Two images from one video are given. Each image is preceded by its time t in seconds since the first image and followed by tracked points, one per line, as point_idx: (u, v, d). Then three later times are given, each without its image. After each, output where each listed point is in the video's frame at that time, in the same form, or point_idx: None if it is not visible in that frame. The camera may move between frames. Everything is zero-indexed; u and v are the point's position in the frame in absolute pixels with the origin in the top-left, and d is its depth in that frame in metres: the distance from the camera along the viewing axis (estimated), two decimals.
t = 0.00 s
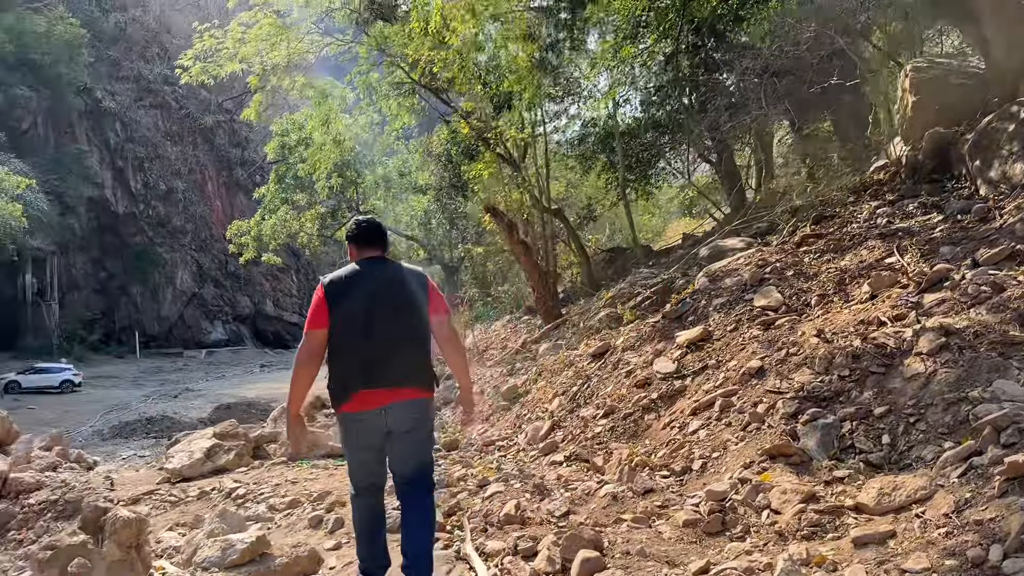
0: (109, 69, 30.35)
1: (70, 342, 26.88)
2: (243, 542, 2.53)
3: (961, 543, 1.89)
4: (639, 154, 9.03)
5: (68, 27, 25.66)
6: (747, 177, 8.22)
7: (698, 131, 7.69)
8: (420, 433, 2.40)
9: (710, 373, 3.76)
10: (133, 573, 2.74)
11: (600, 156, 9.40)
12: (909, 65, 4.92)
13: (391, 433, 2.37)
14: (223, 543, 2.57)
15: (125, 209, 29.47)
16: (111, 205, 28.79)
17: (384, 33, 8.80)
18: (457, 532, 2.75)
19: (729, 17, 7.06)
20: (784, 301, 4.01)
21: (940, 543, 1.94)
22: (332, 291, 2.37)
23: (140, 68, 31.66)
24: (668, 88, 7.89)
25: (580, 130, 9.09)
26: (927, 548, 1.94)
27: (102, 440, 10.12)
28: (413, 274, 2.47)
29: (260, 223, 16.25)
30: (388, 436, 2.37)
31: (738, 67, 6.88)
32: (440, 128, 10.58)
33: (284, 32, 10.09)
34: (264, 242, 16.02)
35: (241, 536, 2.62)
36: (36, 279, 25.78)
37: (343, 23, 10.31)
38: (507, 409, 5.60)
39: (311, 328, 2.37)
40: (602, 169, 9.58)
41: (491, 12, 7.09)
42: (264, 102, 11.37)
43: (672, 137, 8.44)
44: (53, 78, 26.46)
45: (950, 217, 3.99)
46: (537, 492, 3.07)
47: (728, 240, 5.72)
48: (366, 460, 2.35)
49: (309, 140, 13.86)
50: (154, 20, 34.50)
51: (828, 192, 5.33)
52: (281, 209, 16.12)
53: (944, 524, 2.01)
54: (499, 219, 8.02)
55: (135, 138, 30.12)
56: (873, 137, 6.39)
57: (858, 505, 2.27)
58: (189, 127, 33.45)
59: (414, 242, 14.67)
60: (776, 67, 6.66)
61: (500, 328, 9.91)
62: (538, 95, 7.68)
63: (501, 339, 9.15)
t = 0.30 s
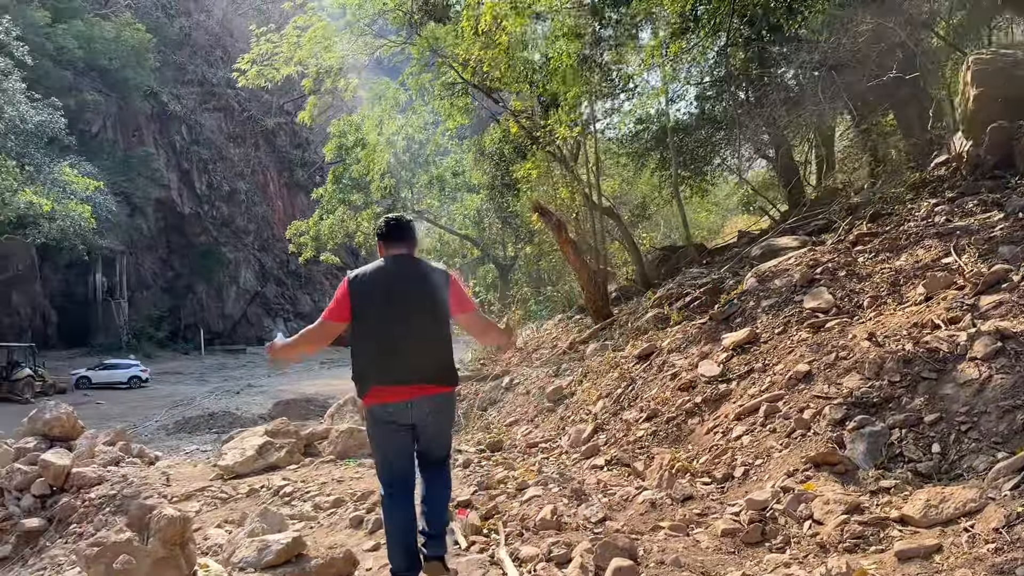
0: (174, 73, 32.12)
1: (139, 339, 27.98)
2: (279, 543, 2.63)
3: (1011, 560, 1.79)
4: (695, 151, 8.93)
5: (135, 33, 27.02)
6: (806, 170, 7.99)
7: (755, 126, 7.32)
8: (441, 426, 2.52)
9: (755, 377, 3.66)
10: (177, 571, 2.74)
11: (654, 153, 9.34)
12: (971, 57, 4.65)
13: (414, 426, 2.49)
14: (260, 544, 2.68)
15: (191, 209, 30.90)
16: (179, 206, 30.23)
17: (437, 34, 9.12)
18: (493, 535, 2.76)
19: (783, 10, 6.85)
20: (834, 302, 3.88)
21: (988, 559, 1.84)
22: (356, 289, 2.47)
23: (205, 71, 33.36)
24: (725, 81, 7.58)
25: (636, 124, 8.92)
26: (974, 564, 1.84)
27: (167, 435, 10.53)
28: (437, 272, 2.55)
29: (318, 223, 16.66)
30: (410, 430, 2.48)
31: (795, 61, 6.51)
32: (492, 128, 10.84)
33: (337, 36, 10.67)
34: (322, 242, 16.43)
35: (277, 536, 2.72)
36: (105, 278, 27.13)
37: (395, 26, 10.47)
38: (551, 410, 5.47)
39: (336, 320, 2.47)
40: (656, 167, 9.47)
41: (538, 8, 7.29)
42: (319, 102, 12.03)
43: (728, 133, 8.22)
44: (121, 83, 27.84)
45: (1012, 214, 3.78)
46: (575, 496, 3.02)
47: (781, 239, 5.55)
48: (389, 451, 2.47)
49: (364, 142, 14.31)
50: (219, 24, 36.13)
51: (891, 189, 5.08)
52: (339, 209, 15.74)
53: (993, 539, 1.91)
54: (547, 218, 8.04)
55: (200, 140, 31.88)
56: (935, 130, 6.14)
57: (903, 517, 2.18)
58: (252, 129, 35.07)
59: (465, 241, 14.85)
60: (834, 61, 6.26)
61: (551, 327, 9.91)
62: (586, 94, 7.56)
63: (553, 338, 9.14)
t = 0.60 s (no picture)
0: (265, 72, 34.45)
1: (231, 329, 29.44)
2: (336, 532, 2.62)
3: None
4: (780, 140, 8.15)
5: (228, 32, 28.71)
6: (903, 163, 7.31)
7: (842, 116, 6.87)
8: (493, 422, 2.61)
9: (827, 377, 3.51)
10: (241, 553, 2.99)
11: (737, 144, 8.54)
12: None
13: (466, 420, 2.58)
14: (319, 531, 2.69)
15: (280, 203, 32.92)
16: (268, 201, 32.19)
17: (511, 28, 9.47)
18: (550, 530, 2.76)
19: None
20: (914, 299, 3.68)
21: None
22: (420, 287, 2.61)
23: (294, 70, 35.72)
24: (809, 72, 6.99)
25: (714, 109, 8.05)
26: None
27: (255, 422, 11.06)
28: (495, 275, 2.68)
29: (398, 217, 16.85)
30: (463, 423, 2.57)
31: (883, 46, 6.35)
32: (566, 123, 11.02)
33: (417, 32, 10.98)
34: (401, 237, 16.82)
35: (336, 524, 2.73)
36: (199, 270, 28.72)
37: (473, 21, 10.60)
38: (619, 406, 5.35)
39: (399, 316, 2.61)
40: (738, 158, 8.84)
41: None
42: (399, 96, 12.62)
43: (816, 123, 7.27)
44: (214, 82, 29.53)
45: None
46: (633, 494, 2.96)
47: (863, 233, 5.29)
48: (442, 442, 2.56)
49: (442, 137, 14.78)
50: (307, 24, 38.13)
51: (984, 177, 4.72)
52: (418, 203, 15.59)
53: None
54: (619, 211, 8.06)
55: (290, 137, 34.11)
56: None
57: (974, 527, 2.06)
58: (338, 126, 37.25)
59: (540, 234, 14.97)
60: (924, 45, 6.15)
61: (628, 321, 9.81)
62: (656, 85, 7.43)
63: (629, 331, 9.08)
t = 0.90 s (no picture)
0: (344, 66, 35.60)
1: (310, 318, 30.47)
2: (390, 522, 2.68)
3: None
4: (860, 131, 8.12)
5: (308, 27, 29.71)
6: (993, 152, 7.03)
7: (928, 103, 6.79)
8: (552, 408, 2.93)
9: (898, 378, 3.37)
10: (303, 539, 3.28)
11: (816, 133, 8.69)
12: None
13: (527, 405, 2.91)
14: (374, 521, 2.75)
15: (358, 195, 33.78)
16: (346, 192, 33.11)
17: (584, 18, 9.15)
18: (604, 526, 2.77)
19: None
20: (993, 298, 3.49)
21: None
22: (490, 282, 2.99)
23: (371, 63, 36.78)
24: (894, 56, 7.14)
25: (793, 99, 8.64)
26: None
27: (330, 409, 11.43)
28: (559, 274, 3.02)
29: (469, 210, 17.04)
30: (525, 408, 2.90)
31: (970, 34, 6.00)
32: (640, 112, 10.93)
33: (487, 23, 10.83)
34: (474, 229, 16.83)
35: (390, 514, 2.78)
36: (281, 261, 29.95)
37: (544, 11, 10.44)
38: (682, 403, 5.10)
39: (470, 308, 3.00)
40: (818, 149, 8.81)
41: None
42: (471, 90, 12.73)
43: (901, 113, 7.32)
44: (294, 76, 30.44)
45: None
46: (689, 494, 2.91)
47: (946, 227, 5.01)
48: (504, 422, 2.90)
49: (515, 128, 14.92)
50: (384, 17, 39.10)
51: None
52: (490, 195, 15.72)
53: None
54: (689, 204, 7.86)
55: (367, 129, 35.02)
56: None
57: None
58: (414, 118, 38.15)
59: (613, 226, 14.98)
60: (1015, 32, 5.74)
61: (701, 315, 9.65)
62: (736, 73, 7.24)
63: (702, 325, 8.92)
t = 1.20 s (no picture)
0: (378, 59, 35.82)
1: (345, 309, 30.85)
2: (410, 515, 2.71)
3: None
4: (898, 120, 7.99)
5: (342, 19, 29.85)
6: None
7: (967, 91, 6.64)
8: (579, 396, 2.90)
9: (932, 371, 3.28)
10: (326, 529, 3.32)
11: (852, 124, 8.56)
12: None
13: (553, 393, 2.90)
14: (394, 514, 2.77)
15: (391, 187, 34.07)
16: (380, 184, 33.41)
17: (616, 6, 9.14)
18: (626, 519, 2.75)
19: None
20: None
21: None
22: (517, 272, 3.00)
23: (405, 56, 36.92)
24: (934, 45, 7.02)
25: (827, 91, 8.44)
26: None
27: (363, 399, 11.58)
28: (585, 264, 3.02)
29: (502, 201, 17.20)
30: (552, 397, 2.89)
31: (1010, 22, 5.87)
32: (673, 103, 10.81)
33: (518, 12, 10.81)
34: (506, 221, 16.94)
35: (409, 507, 2.81)
36: (316, 253, 30.40)
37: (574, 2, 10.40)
38: (711, 397, 4.96)
39: (498, 300, 3.01)
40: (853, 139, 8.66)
41: None
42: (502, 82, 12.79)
43: (941, 102, 7.14)
44: (328, 69, 30.68)
45: None
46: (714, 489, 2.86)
47: (984, 217, 4.86)
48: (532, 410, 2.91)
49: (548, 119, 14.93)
50: (418, 9, 39.17)
51: None
52: (521, 186, 16.53)
53: None
54: (721, 194, 7.75)
55: (400, 121, 35.19)
56: None
57: None
58: (446, 110, 38.18)
59: (645, 218, 14.93)
60: None
61: (733, 307, 9.60)
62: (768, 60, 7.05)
63: (733, 318, 8.85)
